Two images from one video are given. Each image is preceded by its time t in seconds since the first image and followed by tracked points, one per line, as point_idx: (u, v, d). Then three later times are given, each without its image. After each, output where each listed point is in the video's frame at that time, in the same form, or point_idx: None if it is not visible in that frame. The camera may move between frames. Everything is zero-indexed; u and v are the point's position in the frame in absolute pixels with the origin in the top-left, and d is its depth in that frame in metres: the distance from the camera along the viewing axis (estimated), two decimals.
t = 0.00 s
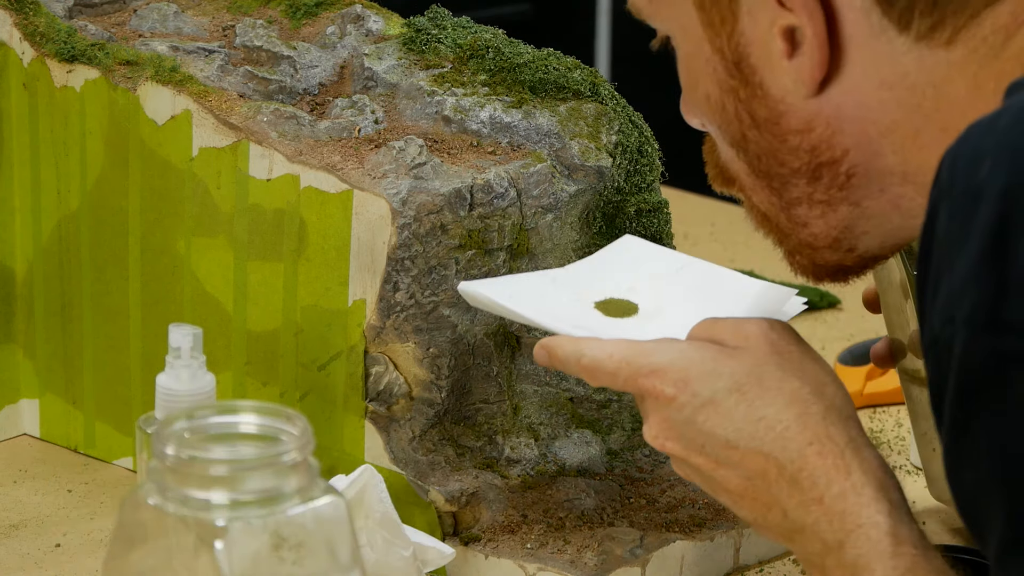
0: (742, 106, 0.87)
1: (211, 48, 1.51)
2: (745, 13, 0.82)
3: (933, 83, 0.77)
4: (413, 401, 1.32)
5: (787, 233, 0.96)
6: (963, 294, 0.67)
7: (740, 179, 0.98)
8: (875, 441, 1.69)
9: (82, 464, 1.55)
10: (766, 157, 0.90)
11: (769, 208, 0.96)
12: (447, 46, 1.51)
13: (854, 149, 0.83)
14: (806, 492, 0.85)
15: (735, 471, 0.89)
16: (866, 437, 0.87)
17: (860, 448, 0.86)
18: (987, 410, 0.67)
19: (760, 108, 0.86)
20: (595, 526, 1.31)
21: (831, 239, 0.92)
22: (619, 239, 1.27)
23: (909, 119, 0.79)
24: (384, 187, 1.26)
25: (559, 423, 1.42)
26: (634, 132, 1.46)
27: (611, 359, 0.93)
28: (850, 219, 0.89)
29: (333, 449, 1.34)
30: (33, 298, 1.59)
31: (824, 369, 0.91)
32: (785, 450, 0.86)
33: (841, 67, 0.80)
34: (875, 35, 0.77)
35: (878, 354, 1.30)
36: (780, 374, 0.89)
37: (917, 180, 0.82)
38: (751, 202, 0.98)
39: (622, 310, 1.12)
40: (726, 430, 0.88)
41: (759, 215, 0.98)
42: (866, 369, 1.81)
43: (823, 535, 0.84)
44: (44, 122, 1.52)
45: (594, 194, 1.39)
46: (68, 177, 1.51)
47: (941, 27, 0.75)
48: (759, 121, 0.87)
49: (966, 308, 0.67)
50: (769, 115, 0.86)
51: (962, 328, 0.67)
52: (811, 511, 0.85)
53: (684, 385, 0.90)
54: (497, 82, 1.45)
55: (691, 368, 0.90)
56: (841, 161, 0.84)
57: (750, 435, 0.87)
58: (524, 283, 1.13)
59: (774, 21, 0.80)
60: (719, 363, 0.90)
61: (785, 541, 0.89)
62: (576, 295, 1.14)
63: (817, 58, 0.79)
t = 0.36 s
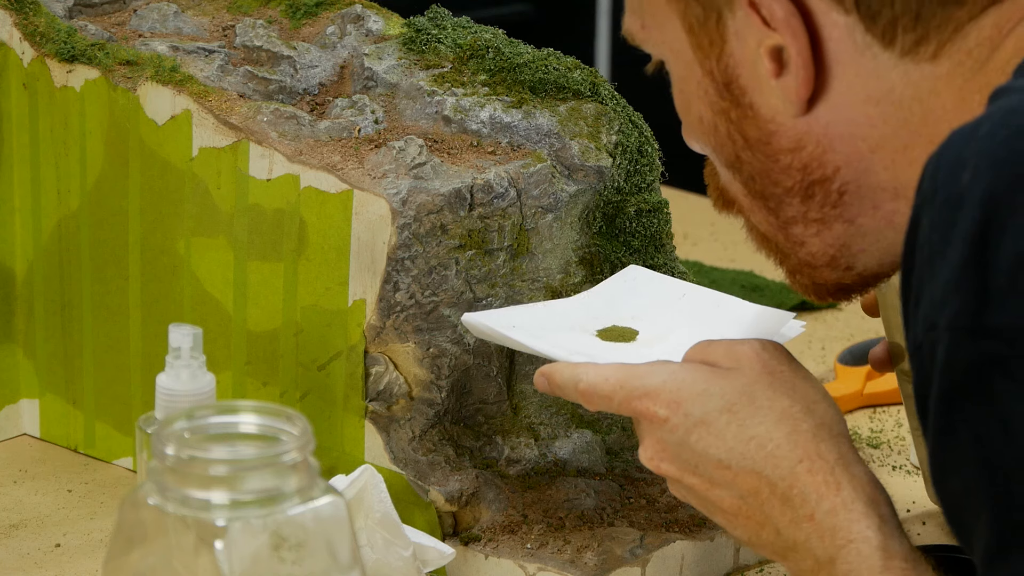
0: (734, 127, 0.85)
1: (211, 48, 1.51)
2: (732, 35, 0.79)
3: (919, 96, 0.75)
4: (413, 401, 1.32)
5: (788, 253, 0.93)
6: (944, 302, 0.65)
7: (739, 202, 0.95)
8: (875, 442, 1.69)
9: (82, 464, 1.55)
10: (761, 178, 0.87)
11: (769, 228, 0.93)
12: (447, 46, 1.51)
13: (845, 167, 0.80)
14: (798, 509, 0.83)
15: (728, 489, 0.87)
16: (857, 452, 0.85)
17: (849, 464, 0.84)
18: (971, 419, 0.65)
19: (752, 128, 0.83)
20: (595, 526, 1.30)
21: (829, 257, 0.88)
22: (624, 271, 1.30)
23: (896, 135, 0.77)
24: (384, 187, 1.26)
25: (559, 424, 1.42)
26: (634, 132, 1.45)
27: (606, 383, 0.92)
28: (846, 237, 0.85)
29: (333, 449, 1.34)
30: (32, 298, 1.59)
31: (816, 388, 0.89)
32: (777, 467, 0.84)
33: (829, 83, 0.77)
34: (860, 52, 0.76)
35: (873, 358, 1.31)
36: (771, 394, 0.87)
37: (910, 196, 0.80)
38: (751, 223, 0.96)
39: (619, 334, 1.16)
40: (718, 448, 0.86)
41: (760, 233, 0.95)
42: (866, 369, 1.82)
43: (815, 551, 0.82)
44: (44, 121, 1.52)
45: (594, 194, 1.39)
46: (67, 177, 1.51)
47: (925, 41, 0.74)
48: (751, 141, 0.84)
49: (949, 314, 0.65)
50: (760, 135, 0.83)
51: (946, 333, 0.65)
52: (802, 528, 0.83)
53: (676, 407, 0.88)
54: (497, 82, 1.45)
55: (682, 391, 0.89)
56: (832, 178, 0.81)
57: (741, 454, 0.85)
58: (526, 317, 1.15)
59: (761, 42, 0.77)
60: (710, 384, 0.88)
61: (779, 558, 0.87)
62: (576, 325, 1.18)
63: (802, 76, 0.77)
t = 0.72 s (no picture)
0: (731, 136, 0.85)
1: (211, 48, 1.51)
2: (727, 45, 0.80)
3: (913, 102, 0.75)
4: (413, 401, 1.32)
5: (789, 262, 0.92)
6: (935, 303, 0.65)
7: (739, 212, 0.94)
8: (874, 442, 1.69)
9: (82, 464, 1.55)
10: (759, 188, 0.87)
11: (770, 238, 0.92)
12: (447, 46, 1.51)
13: (841, 174, 0.80)
14: (796, 518, 0.83)
15: (726, 500, 0.87)
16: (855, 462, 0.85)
17: (847, 473, 0.84)
18: (965, 419, 0.65)
19: (748, 137, 0.83)
20: (595, 525, 1.31)
21: (830, 266, 0.88)
22: (624, 284, 1.28)
23: (892, 141, 0.77)
24: (384, 187, 1.26)
25: (559, 423, 1.42)
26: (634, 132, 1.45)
27: (603, 395, 0.92)
28: (845, 245, 0.85)
29: (334, 449, 1.34)
30: (33, 298, 1.59)
31: (814, 399, 0.88)
32: (774, 477, 0.84)
33: (823, 92, 0.77)
34: (853, 58, 0.76)
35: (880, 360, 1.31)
36: (768, 403, 0.87)
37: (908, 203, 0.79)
38: (754, 234, 0.95)
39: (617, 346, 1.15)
40: (716, 459, 0.86)
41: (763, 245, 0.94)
42: (866, 369, 1.82)
43: (814, 562, 0.82)
44: (44, 121, 1.52)
45: (594, 194, 1.39)
46: (67, 177, 1.51)
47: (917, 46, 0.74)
48: (749, 151, 0.84)
49: (940, 316, 0.65)
50: (757, 144, 0.83)
51: (937, 334, 0.65)
52: (800, 537, 0.83)
53: (674, 417, 0.88)
54: (497, 82, 1.45)
55: (679, 401, 0.89)
56: (829, 186, 0.81)
57: (737, 464, 0.85)
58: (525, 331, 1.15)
59: (755, 51, 0.78)
60: (707, 394, 0.88)
61: (778, 569, 0.87)
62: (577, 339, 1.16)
63: (796, 84, 0.77)
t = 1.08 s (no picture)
0: (734, 129, 0.87)
1: (211, 48, 1.51)
2: (732, 37, 0.81)
3: (920, 97, 0.76)
4: (413, 401, 1.32)
5: (787, 256, 0.94)
6: (953, 323, 0.66)
7: (738, 205, 0.96)
8: (874, 442, 1.69)
9: (82, 464, 1.55)
10: (761, 181, 0.89)
11: (770, 230, 0.94)
12: (448, 46, 1.51)
13: (846, 167, 0.81)
14: (815, 561, 0.83)
15: (746, 546, 0.87)
16: (873, 501, 0.86)
17: (865, 514, 0.84)
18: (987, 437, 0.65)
19: (752, 130, 0.85)
20: (595, 525, 1.31)
21: (830, 258, 0.90)
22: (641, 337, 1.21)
23: (897, 136, 0.78)
24: (384, 187, 1.26)
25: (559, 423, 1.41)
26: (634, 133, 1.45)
27: (619, 444, 0.90)
28: (847, 238, 0.87)
29: (335, 449, 1.34)
30: (33, 298, 1.59)
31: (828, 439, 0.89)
32: (793, 521, 0.84)
33: (828, 86, 0.79)
34: (860, 51, 0.76)
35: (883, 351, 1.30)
36: (785, 446, 0.87)
37: (910, 197, 0.81)
38: (751, 227, 0.97)
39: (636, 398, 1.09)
40: (734, 505, 0.86)
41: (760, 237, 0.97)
42: (865, 369, 1.82)
43: None
44: (44, 121, 1.52)
45: (594, 194, 1.40)
46: (67, 177, 1.51)
47: (924, 40, 0.74)
48: (752, 144, 0.86)
49: (958, 337, 0.65)
50: (761, 137, 0.85)
51: (957, 356, 0.66)
52: None
53: (690, 464, 0.88)
54: (497, 82, 1.45)
55: (695, 447, 0.88)
56: (833, 179, 0.83)
57: (756, 508, 0.85)
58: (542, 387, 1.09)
59: (760, 43, 0.79)
60: (723, 440, 0.88)
61: None
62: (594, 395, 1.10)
63: (801, 76, 0.78)
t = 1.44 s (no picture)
0: (730, 145, 0.85)
1: (211, 48, 1.51)
2: (725, 52, 0.79)
3: (913, 107, 0.76)
4: (413, 401, 1.32)
5: (789, 272, 0.91)
6: (935, 312, 0.65)
7: (738, 222, 0.94)
8: (874, 442, 1.69)
9: (82, 464, 1.55)
10: (759, 197, 0.87)
11: (770, 246, 0.91)
12: (448, 46, 1.51)
13: (841, 181, 0.80)
14: (794, 548, 0.82)
15: (728, 532, 0.86)
16: (855, 493, 0.84)
17: (846, 503, 0.83)
18: (963, 423, 0.65)
19: (748, 145, 0.83)
20: (596, 525, 1.31)
21: (830, 274, 0.87)
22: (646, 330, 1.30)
23: (892, 147, 0.77)
24: (384, 187, 1.26)
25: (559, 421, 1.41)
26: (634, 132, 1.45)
27: (607, 430, 0.92)
28: (846, 252, 0.85)
29: (335, 449, 1.34)
30: (33, 298, 1.59)
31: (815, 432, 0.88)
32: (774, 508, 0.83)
33: (822, 97, 0.77)
34: (853, 63, 0.76)
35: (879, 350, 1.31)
36: (770, 436, 0.87)
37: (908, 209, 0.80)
38: (753, 244, 0.94)
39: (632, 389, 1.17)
40: (717, 491, 0.85)
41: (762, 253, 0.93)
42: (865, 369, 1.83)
43: None
44: (44, 121, 1.52)
45: (594, 194, 1.40)
46: (67, 177, 1.51)
47: (917, 50, 0.74)
48: (748, 159, 0.84)
49: (939, 325, 0.65)
50: (756, 152, 0.83)
51: (937, 344, 0.65)
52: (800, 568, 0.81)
53: (676, 450, 0.88)
54: (497, 82, 1.45)
55: (682, 435, 0.88)
56: (830, 193, 0.81)
57: (738, 495, 0.84)
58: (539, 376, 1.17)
59: (753, 58, 0.77)
60: (709, 428, 0.88)
61: None
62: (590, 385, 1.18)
63: (794, 90, 0.76)
